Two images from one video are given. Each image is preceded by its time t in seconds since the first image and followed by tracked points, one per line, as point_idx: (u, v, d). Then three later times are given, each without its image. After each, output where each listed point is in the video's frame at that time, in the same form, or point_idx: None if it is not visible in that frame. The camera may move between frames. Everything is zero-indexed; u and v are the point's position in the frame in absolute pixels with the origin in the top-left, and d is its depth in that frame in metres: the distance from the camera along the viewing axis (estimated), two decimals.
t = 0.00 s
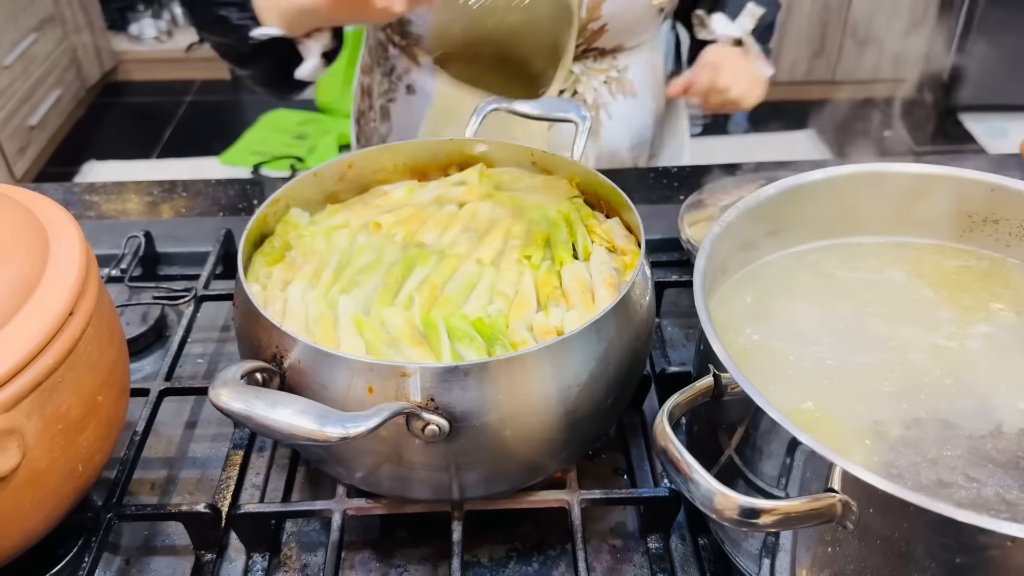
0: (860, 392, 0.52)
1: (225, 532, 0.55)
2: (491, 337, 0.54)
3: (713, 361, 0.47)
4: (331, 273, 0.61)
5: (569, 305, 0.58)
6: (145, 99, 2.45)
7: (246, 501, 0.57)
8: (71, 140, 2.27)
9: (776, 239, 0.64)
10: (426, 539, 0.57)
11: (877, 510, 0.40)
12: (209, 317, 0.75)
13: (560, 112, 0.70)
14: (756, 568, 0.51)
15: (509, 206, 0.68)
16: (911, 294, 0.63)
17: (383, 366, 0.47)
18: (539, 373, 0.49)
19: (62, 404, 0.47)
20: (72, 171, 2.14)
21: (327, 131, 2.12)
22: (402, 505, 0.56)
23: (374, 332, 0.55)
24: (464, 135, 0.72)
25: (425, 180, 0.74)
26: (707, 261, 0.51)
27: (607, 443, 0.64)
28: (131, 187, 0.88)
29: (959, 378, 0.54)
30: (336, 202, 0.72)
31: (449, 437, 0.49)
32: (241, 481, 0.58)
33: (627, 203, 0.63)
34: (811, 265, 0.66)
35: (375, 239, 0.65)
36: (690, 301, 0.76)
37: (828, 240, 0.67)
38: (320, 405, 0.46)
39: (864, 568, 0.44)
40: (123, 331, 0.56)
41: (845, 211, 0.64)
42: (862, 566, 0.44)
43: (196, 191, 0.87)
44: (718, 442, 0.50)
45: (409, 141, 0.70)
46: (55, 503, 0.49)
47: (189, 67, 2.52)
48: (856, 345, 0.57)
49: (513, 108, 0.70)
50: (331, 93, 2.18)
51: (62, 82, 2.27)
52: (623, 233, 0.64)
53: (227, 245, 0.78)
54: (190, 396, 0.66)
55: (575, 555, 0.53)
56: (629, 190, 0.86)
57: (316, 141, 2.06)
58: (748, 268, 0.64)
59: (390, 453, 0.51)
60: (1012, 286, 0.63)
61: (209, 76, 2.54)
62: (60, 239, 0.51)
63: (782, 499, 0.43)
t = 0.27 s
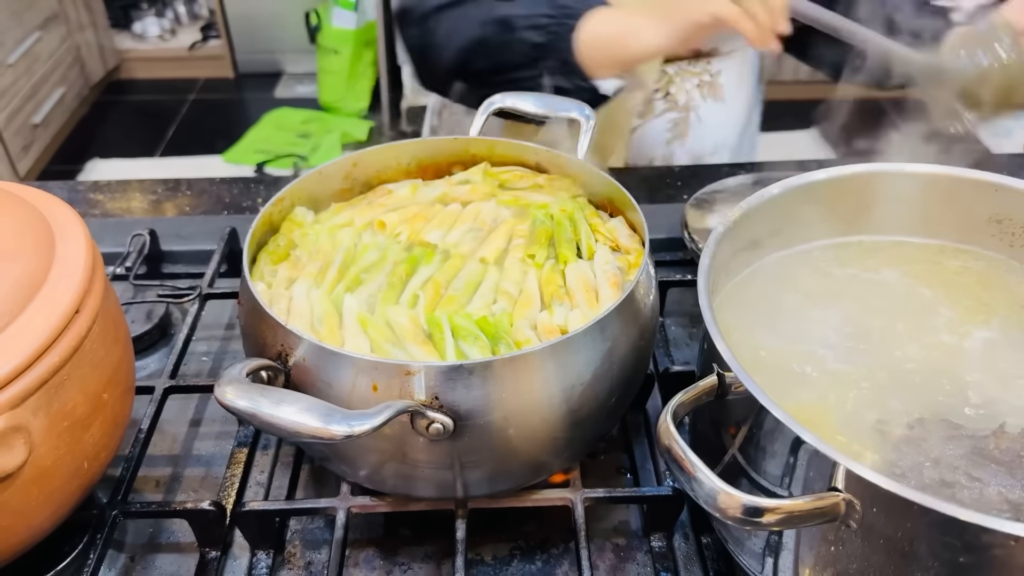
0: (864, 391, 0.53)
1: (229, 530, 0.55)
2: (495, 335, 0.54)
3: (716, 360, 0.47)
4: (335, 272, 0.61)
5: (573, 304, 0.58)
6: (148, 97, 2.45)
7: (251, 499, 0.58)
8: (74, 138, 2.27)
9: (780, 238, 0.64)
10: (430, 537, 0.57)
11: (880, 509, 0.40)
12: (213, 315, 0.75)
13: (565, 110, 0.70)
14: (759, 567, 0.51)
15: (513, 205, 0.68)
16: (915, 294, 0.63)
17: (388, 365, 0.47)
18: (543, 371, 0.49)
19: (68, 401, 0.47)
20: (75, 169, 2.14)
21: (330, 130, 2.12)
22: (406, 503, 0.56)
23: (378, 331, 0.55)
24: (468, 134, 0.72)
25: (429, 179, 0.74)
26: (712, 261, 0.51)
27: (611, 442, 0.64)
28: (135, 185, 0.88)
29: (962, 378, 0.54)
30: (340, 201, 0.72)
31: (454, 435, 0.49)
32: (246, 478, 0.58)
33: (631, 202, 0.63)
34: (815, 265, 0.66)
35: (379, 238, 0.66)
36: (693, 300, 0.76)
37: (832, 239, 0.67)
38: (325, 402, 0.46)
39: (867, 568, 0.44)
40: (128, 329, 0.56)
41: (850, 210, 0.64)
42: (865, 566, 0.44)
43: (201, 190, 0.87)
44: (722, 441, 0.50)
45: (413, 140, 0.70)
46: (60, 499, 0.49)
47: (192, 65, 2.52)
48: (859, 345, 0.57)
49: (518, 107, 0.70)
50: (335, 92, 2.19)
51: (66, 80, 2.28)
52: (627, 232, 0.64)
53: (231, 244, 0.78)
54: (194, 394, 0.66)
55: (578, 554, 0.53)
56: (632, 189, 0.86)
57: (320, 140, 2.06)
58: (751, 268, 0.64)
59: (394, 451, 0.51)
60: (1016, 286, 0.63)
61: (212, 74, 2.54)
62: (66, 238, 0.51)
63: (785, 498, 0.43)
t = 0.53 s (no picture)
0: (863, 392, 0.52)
1: (229, 529, 0.55)
2: (494, 335, 0.54)
3: (715, 361, 0.47)
4: (335, 271, 0.61)
5: (572, 303, 0.58)
6: (150, 96, 2.45)
7: (250, 497, 0.58)
8: (76, 138, 2.27)
9: (778, 238, 0.64)
10: (429, 537, 0.57)
11: (878, 509, 0.40)
12: (213, 314, 0.75)
13: (564, 111, 0.70)
14: (758, 567, 0.51)
15: (512, 205, 0.68)
16: (915, 294, 0.63)
17: (387, 364, 0.47)
18: (542, 371, 0.49)
19: (68, 400, 0.47)
20: (77, 168, 2.14)
21: (331, 130, 2.13)
22: (405, 502, 0.56)
23: (377, 330, 0.55)
24: (468, 134, 0.72)
25: (429, 179, 0.75)
26: (710, 261, 0.51)
27: (611, 442, 0.64)
28: (137, 185, 0.88)
29: (961, 378, 0.54)
30: (340, 201, 0.72)
31: (453, 435, 0.49)
32: (246, 477, 0.58)
33: (631, 202, 0.63)
34: (814, 265, 0.66)
35: (379, 237, 0.66)
36: (693, 300, 0.76)
37: (832, 240, 0.67)
38: (324, 402, 0.46)
39: (865, 568, 0.44)
40: (128, 328, 0.56)
41: (849, 211, 0.64)
42: (863, 566, 0.44)
43: (202, 189, 0.88)
44: (720, 441, 0.50)
45: (414, 140, 0.71)
46: (60, 498, 0.49)
47: (193, 65, 2.52)
48: (858, 345, 0.57)
49: (518, 107, 0.70)
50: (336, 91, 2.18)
51: (68, 79, 2.28)
52: (626, 233, 0.64)
53: (232, 243, 0.78)
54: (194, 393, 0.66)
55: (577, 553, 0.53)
56: (632, 189, 0.86)
57: (321, 139, 2.07)
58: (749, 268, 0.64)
59: (393, 450, 0.51)
60: (1016, 286, 0.63)
61: (214, 74, 2.54)
62: (66, 237, 0.51)
63: (784, 498, 0.43)
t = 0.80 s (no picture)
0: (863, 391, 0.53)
1: (229, 528, 0.55)
2: (494, 334, 0.54)
3: (715, 360, 0.47)
4: (336, 271, 0.61)
5: (572, 303, 0.58)
6: (152, 97, 2.46)
7: (251, 497, 0.58)
8: (77, 138, 2.27)
9: (778, 239, 0.64)
10: (430, 536, 0.58)
11: (878, 509, 0.40)
12: (214, 314, 0.75)
13: (565, 112, 0.71)
14: (758, 566, 0.51)
15: (513, 206, 0.68)
16: (915, 294, 0.63)
17: (387, 363, 0.47)
18: (543, 370, 0.49)
19: (70, 399, 0.47)
20: (78, 168, 2.14)
21: (332, 130, 2.13)
22: (406, 501, 0.56)
23: (378, 330, 0.55)
24: (469, 134, 0.72)
25: (430, 179, 0.75)
26: (711, 260, 0.52)
27: (611, 442, 0.64)
28: (138, 184, 0.88)
29: (961, 379, 0.54)
30: (341, 201, 0.72)
31: (453, 434, 0.49)
32: (246, 476, 0.58)
33: (632, 202, 0.63)
34: (814, 266, 0.66)
35: (380, 237, 0.66)
36: (694, 301, 0.76)
37: (833, 240, 0.67)
38: (325, 401, 0.46)
39: (865, 567, 0.44)
40: (129, 327, 0.56)
41: (849, 212, 0.64)
42: (862, 565, 0.44)
43: (203, 189, 0.88)
44: (720, 441, 0.50)
45: (415, 140, 0.71)
46: (62, 497, 0.49)
47: (195, 65, 2.52)
48: (858, 345, 0.57)
49: (519, 108, 0.71)
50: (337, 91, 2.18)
51: (70, 79, 2.28)
52: (627, 233, 0.64)
53: (233, 243, 0.78)
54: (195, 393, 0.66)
55: (577, 553, 0.53)
56: (633, 190, 0.86)
57: (322, 140, 2.07)
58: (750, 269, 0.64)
59: (394, 449, 0.51)
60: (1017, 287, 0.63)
61: (215, 74, 2.54)
62: (68, 236, 0.51)
63: (783, 498, 0.43)
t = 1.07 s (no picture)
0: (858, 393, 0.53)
1: (226, 529, 0.56)
2: (491, 336, 0.54)
3: (709, 362, 0.47)
4: (333, 273, 0.62)
5: (569, 305, 0.58)
6: (152, 98, 2.46)
7: (248, 498, 0.58)
8: (78, 139, 2.28)
9: (774, 241, 0.64)
10: (426, 537, 0.58)
11: (871, 510, 0.41)
12: (213, 315, 0.76)
13: (562, 115, 0.71)
14: (752, 567, 0.51)
15: (510, 208, 0.69)
16: (910, 296, 0.63)
17: (384, 365, 0.48)
18: (538, 372, 0.49)
19: (67, 400, 0.48)
20: (78, 169, 2.15)
21: (332, 132, 2.13)
22: (402, 502, 0.56)
23: (374, 331, 0.55)
24: (466, 137, 0.72)
25: (428, 181, 0.75)
26: (705, 262, 0.52)
27: (608, 443, 0.64)
28: (137, 186, 0.88)
29: (955, 380, 0.55)
30: (339, 203, 0.72)
31: (449, 435, 0.50)
32: (244, 477, 0.58)
33: (628, 205, 0.64)
34: (810, 268, 0.66)
35: (377, 239, 0.66)
36: (691, 302, 0.76)
37: (829, 242, 0.67)
38: (322, 402, 0.46)
39: (858, 568, 0.44)
40: (127, 329, 0.57)
41: (845, 214, 0.65)
42: (856, 566, 0.44)
43: (202, 190, 0.88)
44: (715, 443, 0.50)
45: (412, 142, 0.71)
46: (60, 498, 0.50)
47: (195, 66, 2.53)
48: (853, 347, 0.57)
49: (516, 111, 0.71)
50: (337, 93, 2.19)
51: (70, 80, 2.29)
52: (623, 235, 0.65)
53: (231, 245, 0.78)
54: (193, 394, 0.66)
55: (573, 554, 0.54)
56: (630, 192, 0.86)
57: (322, 141, 2.07)
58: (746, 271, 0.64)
59: (390, 451, 0.51)
60: (1012, 289, 0.63)
61: (215, 76, 2.55)
62: (66, 239, 0.51)
63: (777, 499, 0.44)
